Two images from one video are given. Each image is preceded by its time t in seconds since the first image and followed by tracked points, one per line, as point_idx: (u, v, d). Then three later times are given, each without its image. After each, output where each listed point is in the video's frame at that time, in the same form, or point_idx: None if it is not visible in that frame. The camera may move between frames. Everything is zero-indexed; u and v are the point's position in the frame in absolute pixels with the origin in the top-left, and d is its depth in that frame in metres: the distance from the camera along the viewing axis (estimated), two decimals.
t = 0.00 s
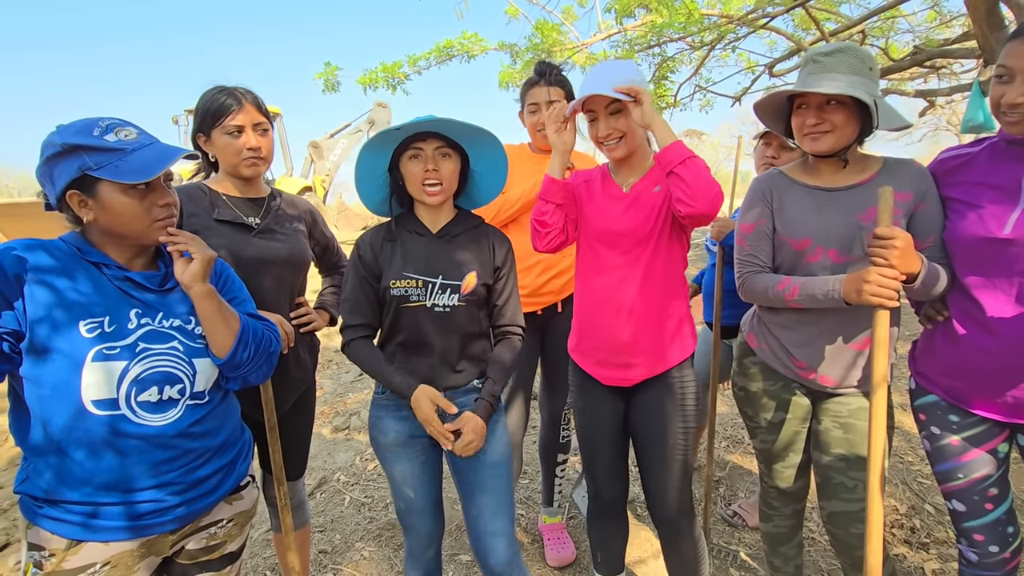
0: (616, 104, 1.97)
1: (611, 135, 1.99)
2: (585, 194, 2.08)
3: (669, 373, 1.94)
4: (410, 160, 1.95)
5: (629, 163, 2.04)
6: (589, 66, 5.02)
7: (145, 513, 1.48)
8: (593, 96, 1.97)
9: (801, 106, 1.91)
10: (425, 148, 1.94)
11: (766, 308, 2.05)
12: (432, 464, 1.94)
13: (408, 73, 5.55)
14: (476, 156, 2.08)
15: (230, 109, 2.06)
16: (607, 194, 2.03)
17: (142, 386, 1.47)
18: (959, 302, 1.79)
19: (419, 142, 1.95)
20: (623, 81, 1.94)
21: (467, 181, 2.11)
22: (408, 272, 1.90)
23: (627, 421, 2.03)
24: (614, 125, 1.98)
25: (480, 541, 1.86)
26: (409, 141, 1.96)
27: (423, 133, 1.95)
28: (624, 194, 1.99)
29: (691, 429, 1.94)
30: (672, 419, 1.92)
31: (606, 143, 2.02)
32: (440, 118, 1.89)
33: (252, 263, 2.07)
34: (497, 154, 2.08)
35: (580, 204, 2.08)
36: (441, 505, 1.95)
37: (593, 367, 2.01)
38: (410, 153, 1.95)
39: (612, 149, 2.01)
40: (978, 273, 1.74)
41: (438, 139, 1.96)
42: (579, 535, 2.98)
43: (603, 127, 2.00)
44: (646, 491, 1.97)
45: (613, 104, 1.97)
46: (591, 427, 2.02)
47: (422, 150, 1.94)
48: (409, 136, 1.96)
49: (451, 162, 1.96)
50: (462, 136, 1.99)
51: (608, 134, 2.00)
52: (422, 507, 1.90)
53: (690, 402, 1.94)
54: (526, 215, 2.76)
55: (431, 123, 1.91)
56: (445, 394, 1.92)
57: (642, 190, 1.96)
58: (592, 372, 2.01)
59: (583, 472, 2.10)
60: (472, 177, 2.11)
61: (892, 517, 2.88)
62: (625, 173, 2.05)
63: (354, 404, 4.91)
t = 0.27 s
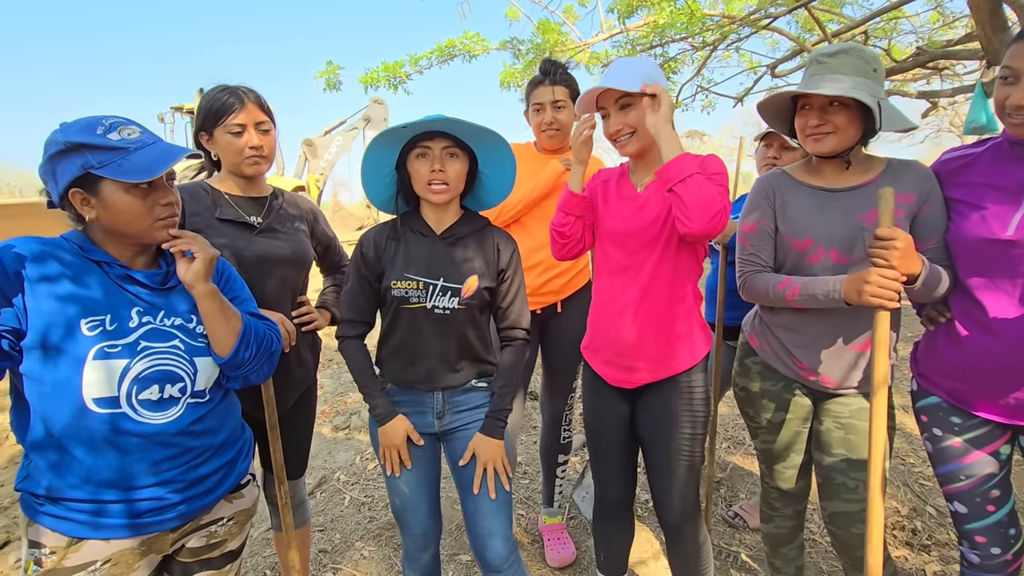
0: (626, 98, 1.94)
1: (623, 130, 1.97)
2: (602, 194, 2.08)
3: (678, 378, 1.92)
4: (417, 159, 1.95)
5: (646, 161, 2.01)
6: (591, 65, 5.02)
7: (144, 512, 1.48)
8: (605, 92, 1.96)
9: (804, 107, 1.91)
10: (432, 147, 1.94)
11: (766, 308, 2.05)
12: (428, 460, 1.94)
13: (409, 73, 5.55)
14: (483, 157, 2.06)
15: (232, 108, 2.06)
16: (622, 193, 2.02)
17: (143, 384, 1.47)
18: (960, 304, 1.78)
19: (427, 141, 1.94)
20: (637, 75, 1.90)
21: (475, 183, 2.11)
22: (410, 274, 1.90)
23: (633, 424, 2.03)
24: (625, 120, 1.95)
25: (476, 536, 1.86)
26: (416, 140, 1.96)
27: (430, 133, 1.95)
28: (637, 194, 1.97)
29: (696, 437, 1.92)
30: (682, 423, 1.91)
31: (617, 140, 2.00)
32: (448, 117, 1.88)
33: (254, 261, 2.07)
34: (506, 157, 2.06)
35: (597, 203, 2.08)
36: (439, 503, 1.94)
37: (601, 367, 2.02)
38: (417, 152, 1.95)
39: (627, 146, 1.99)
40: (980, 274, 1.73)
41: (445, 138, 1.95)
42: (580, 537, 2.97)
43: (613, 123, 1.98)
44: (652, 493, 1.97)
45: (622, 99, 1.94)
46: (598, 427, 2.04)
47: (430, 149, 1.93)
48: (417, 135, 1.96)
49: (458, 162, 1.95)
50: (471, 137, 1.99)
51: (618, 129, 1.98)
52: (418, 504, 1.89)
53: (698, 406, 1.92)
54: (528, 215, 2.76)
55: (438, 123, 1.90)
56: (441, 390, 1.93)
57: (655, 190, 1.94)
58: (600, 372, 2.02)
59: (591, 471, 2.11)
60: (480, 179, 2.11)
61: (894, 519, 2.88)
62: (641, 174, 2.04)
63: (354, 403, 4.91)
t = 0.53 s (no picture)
0: (627, 101, 1.93)
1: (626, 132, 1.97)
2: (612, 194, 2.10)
3: (679, 383, 1.90)
4: (421, 161, 1.95)
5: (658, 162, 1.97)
6: (591, 66, 5.01)
7: (140, 514, 1.48)
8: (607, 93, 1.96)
9: (804, 109, 1.90)
10: (436, 148, 1.93)
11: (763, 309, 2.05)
12: (424, 461, 1.94)
13: (409, 74, 5.55)
14: (488, 156, 2.05)
15: (231, 109, 2.06)
16: (630, 194, 2.03)
17: (140, 386, 1.47)
18: (960, 306, 1.78)
19: (430, 142, 1.94)
20: (641, 75, 1.89)
21: (481, 182, 2.10)
22: (411, 269, 1.92)
23: (636, 426, 2.03)
24: (628, 122, 1.95)
25: (475, 539, 1.86)
26: (421, 141, 1.96)
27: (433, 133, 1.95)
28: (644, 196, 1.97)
29: (699, 442, 1.90)
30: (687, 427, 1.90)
31: (621, 141, 2.00)
32: (450, 118, 1.88)
33: (253, 263, 2.07)
34: (511, 156, 2.05)
35: (607, 203, 2.10)
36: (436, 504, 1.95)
37: (607, 367, 2.04)
38: (421, 154, 1.95)
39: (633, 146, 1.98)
40: (979, 276, 1.73)
41: (449, 139, 1.95)
42: (580, 539, 2.96)
43: (615, 125, 1.98)
44: (658, 496, 1.97)
45: (624, 101, 1.93)
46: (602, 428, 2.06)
47: (433, 150, 1.93)
48: (421, 136, 1.96)
49: (462, 162, 1.95)
50: (475, 138, 1.98)
51: (622, 131, 1.97)
52: (413, 505, 1.89)
53: (706, 412, 1.90)
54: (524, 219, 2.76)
55: (442, 124, 1.90)
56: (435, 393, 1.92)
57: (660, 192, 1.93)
58: (605, 372, 2.04)
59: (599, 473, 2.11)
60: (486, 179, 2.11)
61: (893, 521, 2.87)
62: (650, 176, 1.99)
63: (354, 404, 4.91)
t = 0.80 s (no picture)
0: (631, 97, 1.94)
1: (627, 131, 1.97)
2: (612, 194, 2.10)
3: (679, 386, 1.90)
4: (430, 160, 1.96)
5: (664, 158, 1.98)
6: (589, 67, 5.02)
7: (137, 515, 1.48)
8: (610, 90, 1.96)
9: (801, 109, 1.91)
10: (444, 146, 1.95)
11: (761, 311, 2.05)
12: (424, 465, 1.94)
13: (408, 74, 5.55)
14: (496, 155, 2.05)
15: (229, 109, 2.06)
16: (630, 196, 2.02)
17: (136, 386, 1.47)
18: (956, 306, 1.78)
19: (439, 141, 1.95)
20: (644, 72, 1.90)
21: (489, 181, 2.10)
22: (420, 265, 1.92)
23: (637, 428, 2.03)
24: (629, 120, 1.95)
25: (480, 542, 1.86)
26: (429, 141, 1.97)
27: (442, 132, 1.96)
28: (643, 197, 1.98)
29: (699, 444, 1.90)
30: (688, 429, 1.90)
31: (624, 141, 1.99)
32: (457, 116, 1.88)
33: (250, 263, 2.07)
34: (520, 153, 2.05)
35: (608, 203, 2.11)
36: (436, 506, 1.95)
37: (607, 368, 2.04)
38: (430, 152, 1.96)
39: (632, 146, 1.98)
40: (975, 277, 1.73)
41: (458, 138, 1.95)
42: (579, 539, 2.96)
43: (618, 123, 1.98)
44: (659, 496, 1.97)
45: (628, 98, 1.94)
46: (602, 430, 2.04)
47: (442, 148, 1.94)
48: (429, 136, 1.97)
49: (471, 160, 1.95)
50: (483, 134, 1.97)
51: (624, 129, 1.97)
52: (414, 508, 1.90)
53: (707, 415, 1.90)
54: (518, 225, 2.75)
55: (448, 121, 1.91)
56: (437, 396, 1.92)
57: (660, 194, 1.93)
58: (605, 371, 2.05)
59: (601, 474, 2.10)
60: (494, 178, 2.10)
61: (891, 520, 2.87)
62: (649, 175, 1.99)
63: (352, 405, 4.91)
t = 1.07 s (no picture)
0: (636, 95, 1.95)
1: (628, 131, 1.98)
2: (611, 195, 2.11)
3: (679, 388, 1.91)
4: (433, 159, 1.96)
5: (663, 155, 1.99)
6: (588, 69, 5.03)
7: (137, 517, 1.48)
8: (613, 88, 1.97)
9: (801, 113, 1.91)
10: (448, 147, 1.94)
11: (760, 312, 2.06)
12: (427, 468, 1.94)
13: (406, 77, 5.56)
14: (499, 154, 2.06)
15: (229, 111, 2.07)
16: (629, 198, 2.03)
17: (135, 387, 1.47)
18: (952, 308, 1.79)
19: (443, 141, 1.95)
20: (647, 70, 1.91)
21: (491, 181, 2.11)
22: (421, 263, 1.92)
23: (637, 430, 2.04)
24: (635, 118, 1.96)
25: (485, 544, 1.86)
26: (431, 141, 1.97)
27: (445, 132, 1.96)
28: (643, 200, 1.98)
29: (700, 446, 1.91)
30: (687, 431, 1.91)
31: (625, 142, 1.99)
32: (460, 116, 1.88)
33: (249, 265, 2.07)
34: (522, 154, 2.05)
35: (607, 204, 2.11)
36: (438, 508, 1.95)
37: (606, 369, 2.06)
38: (434, 152, 1.96)
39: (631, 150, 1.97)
40: (971, 279, 1.74)
41: (462, 138, 1.96)
42: (579, 540, 2.96)
43: (621, 122, 1.99)
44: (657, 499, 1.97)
45: (633, 95, 1.94)
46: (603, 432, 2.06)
47: (446, 148, 1.94)
48: (431, 136, 1.97)
49: (474, 161, 1.96)
50: (485, 135, 1.98)
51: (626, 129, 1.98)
52: (416, 510, 1.90)
53: (708, 417, 1.91)
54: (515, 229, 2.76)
55: (451, 121, 1.91)
56: (440, 399, 1.93)
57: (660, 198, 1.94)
58: (603, 371, 2.07)
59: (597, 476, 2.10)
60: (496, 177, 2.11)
61: (889, 521, 2.88)
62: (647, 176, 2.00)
63: (351, 406, 4.91)
